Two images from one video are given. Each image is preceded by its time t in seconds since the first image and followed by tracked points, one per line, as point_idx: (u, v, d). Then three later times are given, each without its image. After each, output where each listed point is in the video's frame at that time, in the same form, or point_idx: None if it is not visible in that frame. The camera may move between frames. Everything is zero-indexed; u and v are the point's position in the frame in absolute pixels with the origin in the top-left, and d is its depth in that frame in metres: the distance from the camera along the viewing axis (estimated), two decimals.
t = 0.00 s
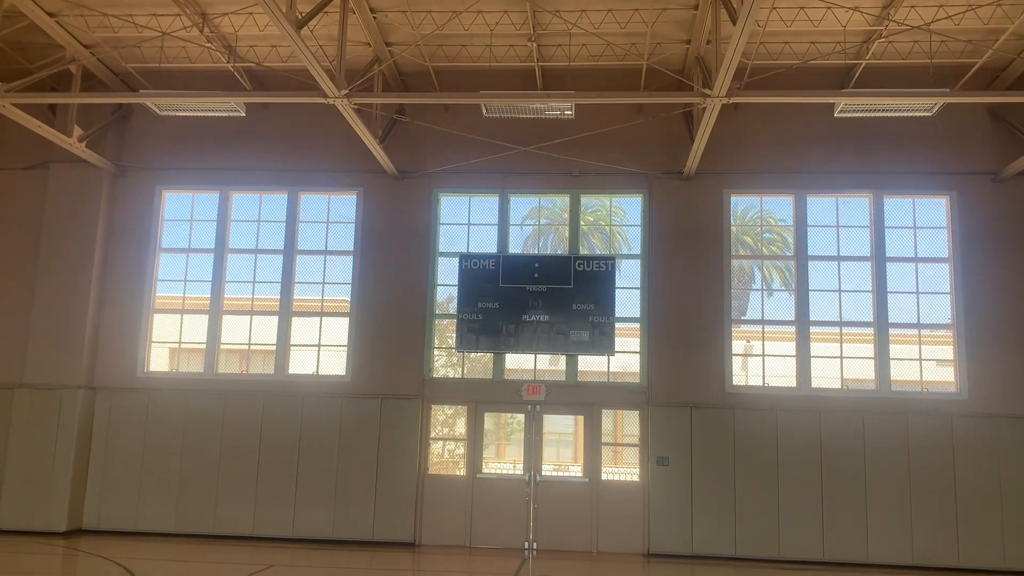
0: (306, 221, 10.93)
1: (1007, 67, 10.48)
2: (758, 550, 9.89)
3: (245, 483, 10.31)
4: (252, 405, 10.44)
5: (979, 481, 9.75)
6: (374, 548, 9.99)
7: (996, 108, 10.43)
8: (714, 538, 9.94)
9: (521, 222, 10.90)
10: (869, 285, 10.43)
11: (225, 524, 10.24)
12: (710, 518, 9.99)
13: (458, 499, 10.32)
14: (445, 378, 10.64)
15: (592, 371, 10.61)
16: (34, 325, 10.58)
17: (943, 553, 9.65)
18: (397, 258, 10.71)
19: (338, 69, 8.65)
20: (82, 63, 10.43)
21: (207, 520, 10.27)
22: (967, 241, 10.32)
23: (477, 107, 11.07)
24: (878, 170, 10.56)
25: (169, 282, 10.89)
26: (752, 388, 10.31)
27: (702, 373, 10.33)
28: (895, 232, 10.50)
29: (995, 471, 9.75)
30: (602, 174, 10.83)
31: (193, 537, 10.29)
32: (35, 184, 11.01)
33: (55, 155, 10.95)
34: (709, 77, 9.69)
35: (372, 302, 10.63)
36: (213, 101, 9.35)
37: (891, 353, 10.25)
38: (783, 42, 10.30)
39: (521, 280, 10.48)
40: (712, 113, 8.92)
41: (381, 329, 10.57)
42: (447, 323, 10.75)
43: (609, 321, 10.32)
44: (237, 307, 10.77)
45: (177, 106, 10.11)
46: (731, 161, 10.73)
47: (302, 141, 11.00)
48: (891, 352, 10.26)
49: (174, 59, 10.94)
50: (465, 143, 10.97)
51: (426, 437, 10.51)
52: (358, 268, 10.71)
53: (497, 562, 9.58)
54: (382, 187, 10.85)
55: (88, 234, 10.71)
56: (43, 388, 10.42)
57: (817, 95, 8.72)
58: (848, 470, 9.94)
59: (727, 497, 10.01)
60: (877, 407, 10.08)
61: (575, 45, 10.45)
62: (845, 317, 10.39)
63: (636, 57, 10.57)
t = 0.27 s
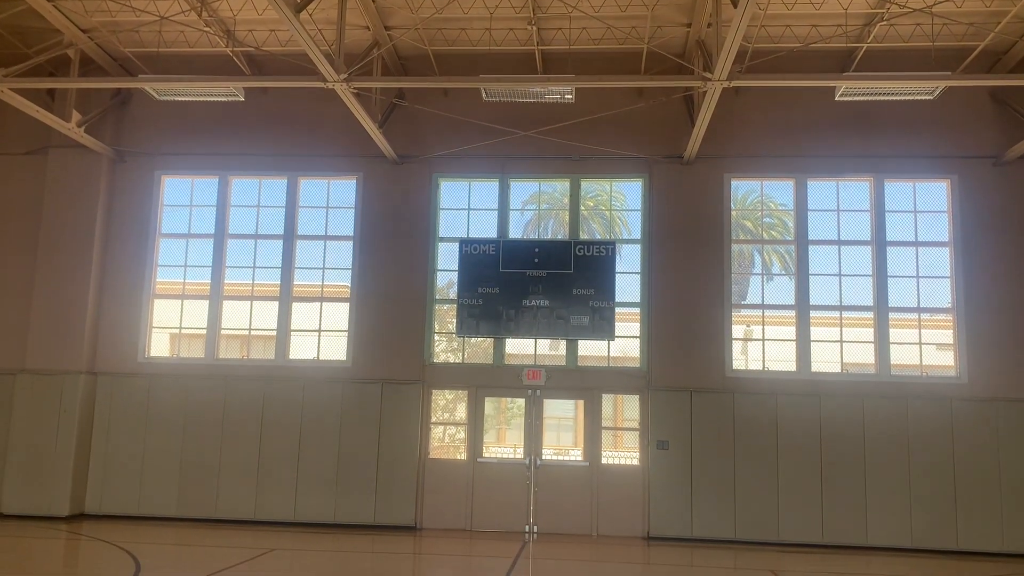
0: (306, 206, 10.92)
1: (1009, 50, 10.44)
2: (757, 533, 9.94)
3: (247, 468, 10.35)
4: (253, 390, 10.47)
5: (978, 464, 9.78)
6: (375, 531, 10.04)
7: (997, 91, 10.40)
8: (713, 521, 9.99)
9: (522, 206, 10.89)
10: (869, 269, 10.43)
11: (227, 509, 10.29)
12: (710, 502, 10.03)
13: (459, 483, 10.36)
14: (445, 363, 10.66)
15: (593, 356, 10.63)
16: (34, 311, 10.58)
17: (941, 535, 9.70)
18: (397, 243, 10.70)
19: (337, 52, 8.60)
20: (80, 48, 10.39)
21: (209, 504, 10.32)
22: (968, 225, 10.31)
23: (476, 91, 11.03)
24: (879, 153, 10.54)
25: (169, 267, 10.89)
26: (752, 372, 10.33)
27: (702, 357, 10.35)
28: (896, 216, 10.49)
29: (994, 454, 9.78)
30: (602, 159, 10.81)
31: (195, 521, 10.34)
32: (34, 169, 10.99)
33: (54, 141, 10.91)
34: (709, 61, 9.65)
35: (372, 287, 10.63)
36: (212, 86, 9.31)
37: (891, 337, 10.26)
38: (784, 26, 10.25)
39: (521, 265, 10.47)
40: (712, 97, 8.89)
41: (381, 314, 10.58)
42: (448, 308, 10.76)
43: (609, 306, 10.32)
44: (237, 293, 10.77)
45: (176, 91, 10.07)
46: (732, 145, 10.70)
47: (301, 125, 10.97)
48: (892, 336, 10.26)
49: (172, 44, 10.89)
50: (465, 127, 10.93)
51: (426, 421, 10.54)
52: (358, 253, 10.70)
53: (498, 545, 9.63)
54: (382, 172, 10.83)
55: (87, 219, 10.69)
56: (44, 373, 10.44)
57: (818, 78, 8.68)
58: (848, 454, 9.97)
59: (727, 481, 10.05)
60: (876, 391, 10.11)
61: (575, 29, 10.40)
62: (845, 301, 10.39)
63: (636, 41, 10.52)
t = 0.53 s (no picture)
0: (305, 189, 10.88)
1: (1012, 31, 10.37)
2: (756, 514, 9.98)
3: (248, 450, 10.38)
4: (253, 373, 10.49)
5: (977, 446, 9.81)
6: (376, 513, 10.08)
7: (1000, 73, 10.34)
8: (712, 502, 10.03)
9: (522, 189, 10.86)
10: (870, 251, 10.41)
11: (228, 491, 10.33)
12: (710, 483, 10.07)
13: (459, 465, 10.39)
14: (445, 346, 10.67)
15: (593, 339, 10.62)
16: (34, 293, 10.57)
17: (940, 517, 9.74)
18: (397, 226, 10.68)
19: (336, 34, 8.54)
20: (77, 29, 10.31)
21: (211, 486, 10.35)
22: (969, 207, 10.29)
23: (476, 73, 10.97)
24: (880, 135, 10.49)
25: (169, 250, 10.88)
26: (752, 355, 10.34)
27: (702, 340, 10.35)
28: (897, 198, 10.47)
29: (994, 436, 9.81)
30: (603, 141, 10.77)
31: (197, 503, 10.39)
32: (33, 152, 10.95)
33: (52, 123, 10.86)
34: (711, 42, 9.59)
35: (372, 270, 10.63)
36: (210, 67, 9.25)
37: (891, 320, 10.26)
38: (786, 6, 10.18)
39: (521, 248, 10.46)
40: (715, 79, 8.84)
41: (381, 297, 10.58)
42: (448, 291, 10.75)
43: (609, 289, 10.32)
44: (237, 275, 10.76)
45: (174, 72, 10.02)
46: (733, 127, 10.66)
47: (300, 108, 10.92)
48: (892, 319, 10.26)
49: (170, 25, 10.82)
50: (465, 109, 10.89)
51: (427, 404, 10.56)
52: (358, 235, 10.69)
53: (498, 526, 9.68)
54: (382, 155, 10.80)
55: (86, 202, 10.66)
56: (44, 356, 10.44)
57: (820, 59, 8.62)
58: (847, 436, 10.00)
59: (727, 463, 10.08)
60: (876, 373, 10.12)
61: (575, 9, 10.33)
62: (845, 284, 10.38)
63: (637, 22, 10.45)
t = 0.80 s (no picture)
0: (305, 173, 10.87)
1: (1014, 14, 10.33)
2: (755, 498, 10.03)
3: (248, 434, 10.41)
4: (253, 357, 10.51)
5: (975, 430, 9.84)
6: (376, 497, 10.13)
7: (1001, 57, 10.30)
8: (711, 486, 10.08)
9: (521, 174, 10.84)
10: (870, 236, 10.41)
11: (229, 475, 10.37)
12: (709, 467, 10.11)
13: (459, 450, 10.43)
14: (445, 331, 10.67)
15: (593, 324, 10.62)
16: (34, 278, 10.58)
17: (938, 500, 9.79)
18: (397, 211, 10.68)
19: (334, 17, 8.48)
20: (75, 12, 10.26)
21: (212, 470, 10.40)
22: (969, 192, 10.28)
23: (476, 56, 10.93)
24: (881, 120, 10.47)
25: (168, 235, 10.88)
26: (752, 340, 10.35)
27: (702, 325, 10.37)
28: (897, 183, 10.46)
29: (992, 420, 9.84)
30: (603, 125, 10.74)
31: (198, 487, 10.43)
32: (31, 137, 10.93)
33: (50, 108, 10.83)
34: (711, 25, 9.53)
35: (372, 255, 10.63)
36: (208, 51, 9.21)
37: (890, 305, 10.27)
38: None
39: (521, 233, 10.46)
40: (715, 63, 8.81)
41: (381, 282, 10.59)
42: (447, 277, 10.75)
43: (609, 275, 10.34)
44: (236, 260, 10.77)
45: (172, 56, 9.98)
46: (733, 112, 10.63)
47: (299, 92, 10.89)
48: (891, 304, 10.27)
49: (168, 8, 10.77)
50: (465, 94, 10.85)
51: (427, 389, 10.59)
52: (357, 220, 10.69)
53: (498, 510, 9.72)
54: (381, 139, 10.78)
55: (86, 187, 10.65)
56: (44, 341, 10.46)
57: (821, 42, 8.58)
58: (845, 421, 10.03)
59: (726, 448, 10.12)
60: (875, 358, 10.14)
61: None
62: (845, 269, 10.38)
63: (638, 5, 10.40)
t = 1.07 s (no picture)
0: (303, 158, 10.84)
1: None
2: (753, 481, 10.08)
3: (249, 418, 10.44)
4: (252, 342, 10.52)
5: (974, 414, 9.87)
6: (376, 481, 10.16)
7: (1003, 40, 10.26)
8: (710, 470, 10.12)
9: (521, 158, 10.81)
10: (869, 221, 10.40)
11: (229, 459, 10.40)
12: (708, 451, 10.14)
13: (459, 434, 10.46)
14: (444, 316, 10.68)
15: (592, 309, 10.63)
16: (33, 263, 10.57)
17: (935, 484, 9.83)
18: (396, 195, 10.67)
19: None
20: None
21: (212, 454, 10.43)
22: (968, 176, 10.27)
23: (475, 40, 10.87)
24: (881, 104, 10.44)
25: (167, 220, 10.87)
26: (751, 325, 10.36)
27: (702, 310, 10.37)
28: (897, 167, 10.45)
29: (990, 405, 9.87)
30: (603, 109, 10.71)
31: (198, 471, 10.47)
32: (29, 121, 10.90)
33: (47, 92, 10.79)
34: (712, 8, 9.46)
35: (371, 240, 10.62)
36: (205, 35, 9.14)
37: (889, 290, 10.27)
38: None
39: (520, 218, 10.44)
40: (715, 48, 8.77)
41: (380, 266, 10.59)
42: (447, 262, 10.75)
43: (609, 259, 10.32)
44: (235, 245, 10.75)
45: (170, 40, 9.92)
46: (733, 95, 10.59)
47: (297, 76, 10.84)
48: (891, 289, 10.28)
49: None
50: (464, 77, 10.81)
51: (426, 373, 10.60)
52: (357, 205, 10.67)
53: (498, 493, 9.76)
54: (380, 124, 10.75)
55: (83, 171, 10.63)
56: (43, 326, 10.45)
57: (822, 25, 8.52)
58: (844, 405, 10.06)
59: (725, 432, 10.15)
60: (874, 342, 10.16)
61: None
62: (844, 254, 10.38)
63: None
